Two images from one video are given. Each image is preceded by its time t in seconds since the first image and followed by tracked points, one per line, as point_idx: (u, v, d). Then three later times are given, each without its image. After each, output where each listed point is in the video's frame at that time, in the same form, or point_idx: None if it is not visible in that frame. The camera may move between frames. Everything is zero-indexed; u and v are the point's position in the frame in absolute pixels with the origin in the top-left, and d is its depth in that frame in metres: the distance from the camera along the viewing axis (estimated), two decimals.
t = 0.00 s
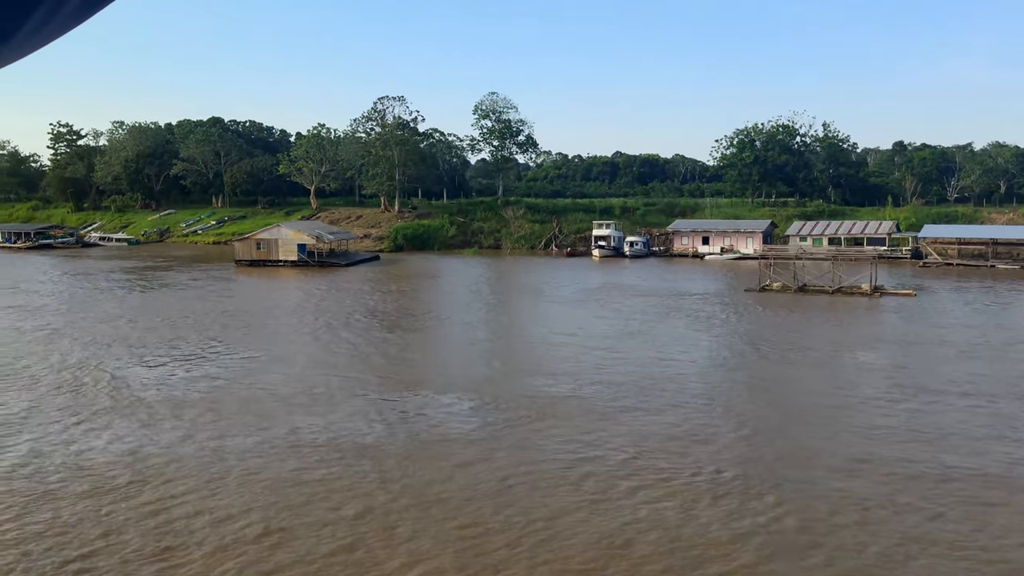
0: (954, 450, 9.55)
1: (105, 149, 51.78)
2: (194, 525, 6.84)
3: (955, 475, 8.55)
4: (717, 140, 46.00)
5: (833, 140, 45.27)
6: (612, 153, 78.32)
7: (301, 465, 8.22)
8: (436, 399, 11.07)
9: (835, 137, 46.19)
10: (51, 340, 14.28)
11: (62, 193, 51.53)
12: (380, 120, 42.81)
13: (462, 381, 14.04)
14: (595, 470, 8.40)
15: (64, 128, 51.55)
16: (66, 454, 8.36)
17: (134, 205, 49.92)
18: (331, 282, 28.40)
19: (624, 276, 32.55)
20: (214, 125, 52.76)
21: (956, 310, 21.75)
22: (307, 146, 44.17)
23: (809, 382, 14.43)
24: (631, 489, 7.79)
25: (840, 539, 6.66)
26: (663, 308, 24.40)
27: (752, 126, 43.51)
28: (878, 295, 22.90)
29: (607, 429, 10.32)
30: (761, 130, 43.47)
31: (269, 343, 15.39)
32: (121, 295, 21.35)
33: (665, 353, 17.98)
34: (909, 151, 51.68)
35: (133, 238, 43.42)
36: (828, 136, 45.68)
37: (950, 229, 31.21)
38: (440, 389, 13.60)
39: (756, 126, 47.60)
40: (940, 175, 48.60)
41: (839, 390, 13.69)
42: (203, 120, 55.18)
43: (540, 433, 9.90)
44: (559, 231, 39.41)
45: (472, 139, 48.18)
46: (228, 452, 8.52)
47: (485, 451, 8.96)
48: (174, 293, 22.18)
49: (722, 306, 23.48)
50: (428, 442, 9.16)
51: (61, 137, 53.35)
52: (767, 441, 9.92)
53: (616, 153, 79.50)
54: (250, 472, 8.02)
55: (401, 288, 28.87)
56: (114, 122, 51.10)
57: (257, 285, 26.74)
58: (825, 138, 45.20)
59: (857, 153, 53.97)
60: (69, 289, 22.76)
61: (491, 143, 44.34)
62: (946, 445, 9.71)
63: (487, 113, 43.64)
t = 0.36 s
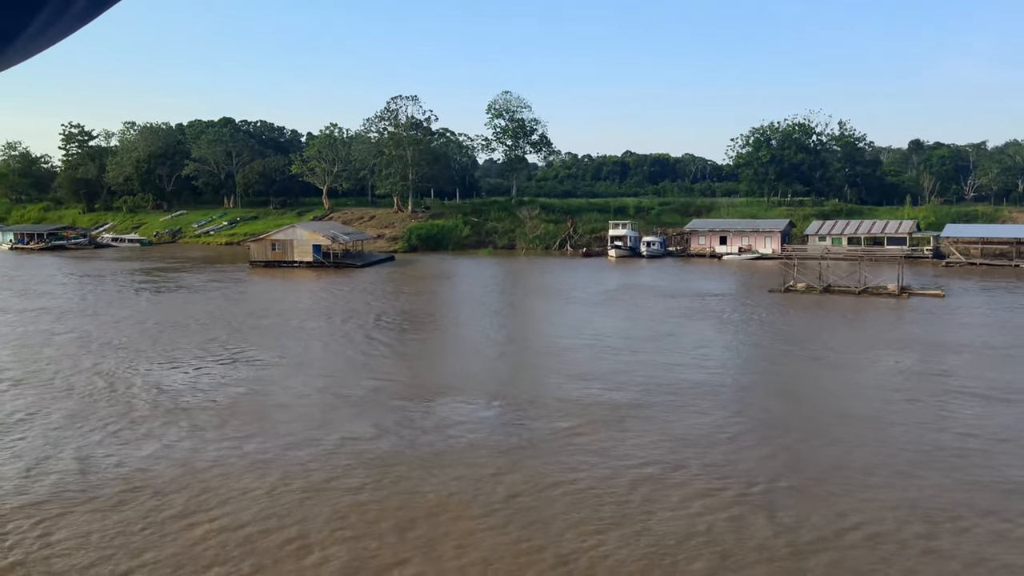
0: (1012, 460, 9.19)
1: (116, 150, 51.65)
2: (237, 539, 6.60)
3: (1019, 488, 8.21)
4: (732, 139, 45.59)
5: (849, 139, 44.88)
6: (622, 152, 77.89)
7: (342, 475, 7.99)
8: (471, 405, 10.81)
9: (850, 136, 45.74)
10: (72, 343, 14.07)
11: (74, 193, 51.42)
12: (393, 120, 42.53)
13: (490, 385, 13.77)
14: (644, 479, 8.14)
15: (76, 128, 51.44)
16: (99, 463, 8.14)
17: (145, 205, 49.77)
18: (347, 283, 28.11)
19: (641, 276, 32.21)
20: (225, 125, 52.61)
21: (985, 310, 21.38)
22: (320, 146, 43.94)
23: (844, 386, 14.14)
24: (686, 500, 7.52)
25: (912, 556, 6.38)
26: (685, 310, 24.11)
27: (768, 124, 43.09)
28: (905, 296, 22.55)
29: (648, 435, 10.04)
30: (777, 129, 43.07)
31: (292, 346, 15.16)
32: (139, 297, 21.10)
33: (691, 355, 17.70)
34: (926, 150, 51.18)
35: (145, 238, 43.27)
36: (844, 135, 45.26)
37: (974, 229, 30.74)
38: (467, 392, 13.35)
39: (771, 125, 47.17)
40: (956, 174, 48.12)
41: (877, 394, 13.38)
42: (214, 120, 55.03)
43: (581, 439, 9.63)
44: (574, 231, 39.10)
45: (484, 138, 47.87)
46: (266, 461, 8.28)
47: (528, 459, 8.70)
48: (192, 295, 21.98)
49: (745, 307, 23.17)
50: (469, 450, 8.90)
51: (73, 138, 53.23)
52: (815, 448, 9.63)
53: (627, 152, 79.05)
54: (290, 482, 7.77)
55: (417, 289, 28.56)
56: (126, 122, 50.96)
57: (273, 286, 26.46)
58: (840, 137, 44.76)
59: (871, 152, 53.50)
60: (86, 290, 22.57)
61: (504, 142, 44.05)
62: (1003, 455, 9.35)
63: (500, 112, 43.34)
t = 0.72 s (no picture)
0: None
1: (123, 148, 51.44)
2: (275, 553, 6.33)
3: None
4: (742, 137, 45.25)
5: (860, 137, 44.50)
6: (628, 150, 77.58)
7: (376, 483, 7.72)
8: (501, 409, 10.54)
9: (862, 134, 45.38)
10: (88, 344, 13.82)
11: (80, 192, 51.22)
12: (402, 118, 42.22)
13: (513, 387, 13.50)
14: (690, 486, 7.87)
15: (82, 127, 51.23)
16: (127, 471, 7.88)
17: (152, 204, 49.56)
18: (358, 282, 27.86)
19: (653, 275, 31.94)
20: (232, 123, 52.35)
21: (1009, 310, 21.07)
22: (327, 144, 43.67)
23: (874, 388, 13.85)
24: (737, 509, 7.24)
25: (978, 570, 6.11)
26: (702, 310, 23.84)
27: (779, 122, 42.75)
28: (926, 295, 22.25)
29: (686, 439, 9.76)
30: (788, 127, 42.72)
31: (311, 347, 14.91)
32: (151, 297, 20.87)
33: (713, 356, 17.44)
34: (936, 148, 50.83)
35: (152, 237, 43.01)
36: (855, 133, 44.93)
37: (991, 228, 30.40)
38: (490, 393, 13.11)
39: (782, 122, 46.82)
40: (968, 172, 47.78)
41: (911, 397, 13.09)
42: (220, 118, 54.78)
43: (618, 444, 9.35)
44: (584, 229, 38.83)
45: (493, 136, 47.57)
46: (295, 468, 8.02)
47: (567, 465, 8.42)
48: (204, 295, 21.73)
49: (763, 307, 22.88)
50: (505, 455, 8.63)
51: (79, 136, 53.00)
52: (859, 453, 9.35)
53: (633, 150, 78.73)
54: (324, 491, 7.51)
55: (429, 289, 28.31)
56: (132, 120, 50.73)
57: (284, 285, 26.21)
58: (852, 135, 44.41)
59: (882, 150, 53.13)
60: (97, 290, 22.35)
61: (513, 140, 43.75)
62: None
63: (509, 110, 43.06)
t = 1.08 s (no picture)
0: None
1: (129, 145, 51.23)
2: (313, 566, 6.09)
3: None
4: (753, 134, 44.87)
5: (872, 133, 44.10)
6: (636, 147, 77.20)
7: (411, 492, 7.48)
8: (530, 417, 10.29)
9: (874, 130, 45.01)
10: (103, 345, 13.62)
11: (86, 189, 51.00)
12: (411, 114, 41.90)
13: (537, 386, 13.22)
14: (735, 494, 7.59)
15: (88, 124, 51.02)
16: (152, 480, 7.66)
17: (158, 201, 49.33)
18: (370, 280, 27.59)
19: (666, 273, 31.64)
20: (239, 120, 52.10)
21: None
22: (335, 140, 43.37)
23: (906, 390, 13.54)
24: (786, 520, 6.97)
25: None
26: (719, 309, 23.54)
27: (791, 118, 42.37)
28: (950, 294, 21.88)
29: (722, 442, 9.49)
30: (800, 123, 42.34)
31: (330, 347, 14.66)
32: (163, 295, 20.63)
33: (734, 356, 17.14)
34: (949, 144, 50.38)
35: (159, 234, 42.78)
36: (867, 129, 44.52)
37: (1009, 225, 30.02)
38: (513, 394, 12.77)
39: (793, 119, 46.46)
40: (980, 169, 47.39)
41: (947, 400, 12.77)
42: (226, 115, 54.55)
43: (657, 448, 9.06)
44: (595, 226, 38.53)
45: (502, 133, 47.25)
46: (327, 478, 7.76)
47: (606, 471, 8.16)
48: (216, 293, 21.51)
49: (782, 307, 22.56)
50: (541, 462, 8.37)
51: (85, 133, 52.77)
52: (905, 458, 9.06)
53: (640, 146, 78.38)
54: (359, 499, 7.27)
55: (441, 287, 28.00)
56: (139, 117, 50.50)
57: (295, 283, 25.94)
58: (864, 132, 44.04)
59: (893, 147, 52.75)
60: (108, 289, 22.09)
61: (523, 137, 43.43)
62: None
63: (519, 106, 42.74)
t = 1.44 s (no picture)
0: None
1: (134, 143, 50.96)
2: None
3: None
4: (764, 132, 44.51)
5: (883, 131, 43.76)
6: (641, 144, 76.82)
7: (450, 503, 7.20)
8: (564, 421, 10.01)
9: (884, 127, 44.65)
10: (119, 347, 13.36)
11: (91, 187, 50.74)
12: (419, 112, 41.59)
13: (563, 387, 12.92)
14: (786, 504, 7.31)
15: (94, 122, 50.78)
16: (182, 490, 7.40)
17: (164, 199, 49.08)
18: (381, 280, 27.30)
19: (679, 272, 31.32)
20: (244, 117, 51.85)
21: None
22: (342, 138, 43.04)
23: (940, 392, 13.23)
24: (845, 532, 6.70)
25: None
26: (736, 308, 23.24)
27: (802, 116, 42.00)
28: (974, 294, 21.54)
29: (764, 446, 9.22)
30: (811, 120, 41.98)
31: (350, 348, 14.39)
32: (176, 294, 20.34)
33: (758, 357, 16.85)
34: (960, 142, 50.02)
35: (166, 233, 42.51)
36: (879, 127, 44.15)
37: None
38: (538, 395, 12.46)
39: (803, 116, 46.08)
40: (991, 167, 47.05)
41: (985, 401, 12.46)
42: (232, 113, 54.28)
43: (699, 453, 8.79)
44: (605, 225, 38.21)
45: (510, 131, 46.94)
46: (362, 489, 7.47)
47: (651, 478, 7.89)
48: (228, 292, 21.24)
49: (801, 306, 22.25)
50: (580, 470, 8.08)
51: (90, 131, 52.50)
52: (956, 464, 8.76)
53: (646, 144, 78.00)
54: (399, 510, 7.01)
55: (453, 286, 27.70)
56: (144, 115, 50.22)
57: (307, 283, 25.66)
58: (875, 130, 43.69)
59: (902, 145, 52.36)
60: (119, 289, 21.81)
61: (532, 135, 43.12)
62: None
63: (527, 104, 42.42)
